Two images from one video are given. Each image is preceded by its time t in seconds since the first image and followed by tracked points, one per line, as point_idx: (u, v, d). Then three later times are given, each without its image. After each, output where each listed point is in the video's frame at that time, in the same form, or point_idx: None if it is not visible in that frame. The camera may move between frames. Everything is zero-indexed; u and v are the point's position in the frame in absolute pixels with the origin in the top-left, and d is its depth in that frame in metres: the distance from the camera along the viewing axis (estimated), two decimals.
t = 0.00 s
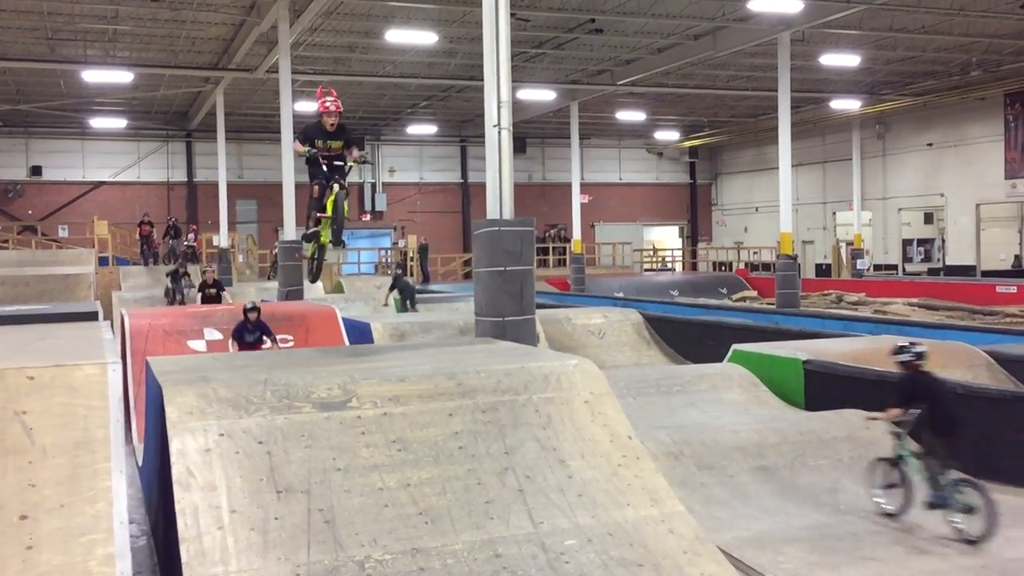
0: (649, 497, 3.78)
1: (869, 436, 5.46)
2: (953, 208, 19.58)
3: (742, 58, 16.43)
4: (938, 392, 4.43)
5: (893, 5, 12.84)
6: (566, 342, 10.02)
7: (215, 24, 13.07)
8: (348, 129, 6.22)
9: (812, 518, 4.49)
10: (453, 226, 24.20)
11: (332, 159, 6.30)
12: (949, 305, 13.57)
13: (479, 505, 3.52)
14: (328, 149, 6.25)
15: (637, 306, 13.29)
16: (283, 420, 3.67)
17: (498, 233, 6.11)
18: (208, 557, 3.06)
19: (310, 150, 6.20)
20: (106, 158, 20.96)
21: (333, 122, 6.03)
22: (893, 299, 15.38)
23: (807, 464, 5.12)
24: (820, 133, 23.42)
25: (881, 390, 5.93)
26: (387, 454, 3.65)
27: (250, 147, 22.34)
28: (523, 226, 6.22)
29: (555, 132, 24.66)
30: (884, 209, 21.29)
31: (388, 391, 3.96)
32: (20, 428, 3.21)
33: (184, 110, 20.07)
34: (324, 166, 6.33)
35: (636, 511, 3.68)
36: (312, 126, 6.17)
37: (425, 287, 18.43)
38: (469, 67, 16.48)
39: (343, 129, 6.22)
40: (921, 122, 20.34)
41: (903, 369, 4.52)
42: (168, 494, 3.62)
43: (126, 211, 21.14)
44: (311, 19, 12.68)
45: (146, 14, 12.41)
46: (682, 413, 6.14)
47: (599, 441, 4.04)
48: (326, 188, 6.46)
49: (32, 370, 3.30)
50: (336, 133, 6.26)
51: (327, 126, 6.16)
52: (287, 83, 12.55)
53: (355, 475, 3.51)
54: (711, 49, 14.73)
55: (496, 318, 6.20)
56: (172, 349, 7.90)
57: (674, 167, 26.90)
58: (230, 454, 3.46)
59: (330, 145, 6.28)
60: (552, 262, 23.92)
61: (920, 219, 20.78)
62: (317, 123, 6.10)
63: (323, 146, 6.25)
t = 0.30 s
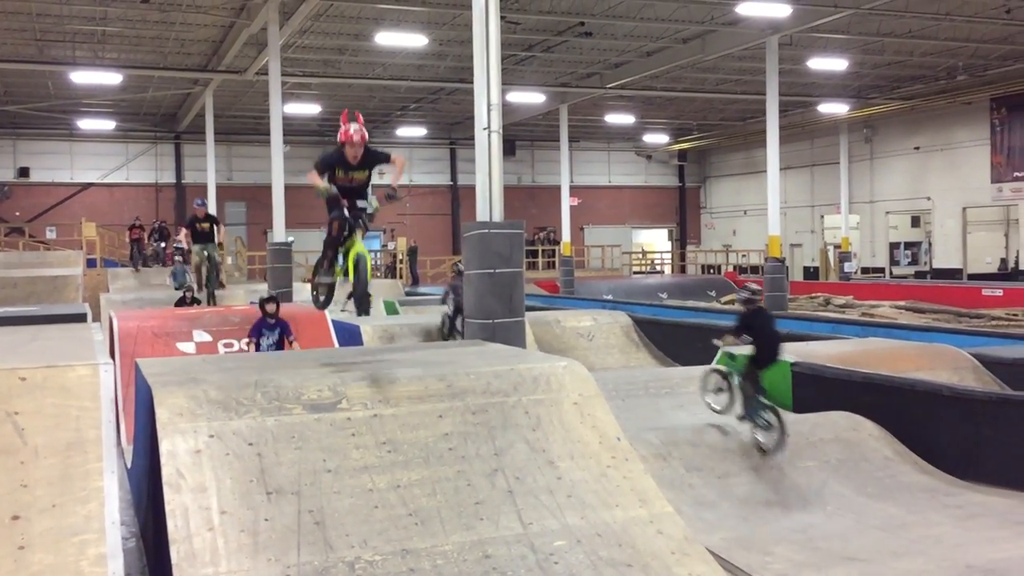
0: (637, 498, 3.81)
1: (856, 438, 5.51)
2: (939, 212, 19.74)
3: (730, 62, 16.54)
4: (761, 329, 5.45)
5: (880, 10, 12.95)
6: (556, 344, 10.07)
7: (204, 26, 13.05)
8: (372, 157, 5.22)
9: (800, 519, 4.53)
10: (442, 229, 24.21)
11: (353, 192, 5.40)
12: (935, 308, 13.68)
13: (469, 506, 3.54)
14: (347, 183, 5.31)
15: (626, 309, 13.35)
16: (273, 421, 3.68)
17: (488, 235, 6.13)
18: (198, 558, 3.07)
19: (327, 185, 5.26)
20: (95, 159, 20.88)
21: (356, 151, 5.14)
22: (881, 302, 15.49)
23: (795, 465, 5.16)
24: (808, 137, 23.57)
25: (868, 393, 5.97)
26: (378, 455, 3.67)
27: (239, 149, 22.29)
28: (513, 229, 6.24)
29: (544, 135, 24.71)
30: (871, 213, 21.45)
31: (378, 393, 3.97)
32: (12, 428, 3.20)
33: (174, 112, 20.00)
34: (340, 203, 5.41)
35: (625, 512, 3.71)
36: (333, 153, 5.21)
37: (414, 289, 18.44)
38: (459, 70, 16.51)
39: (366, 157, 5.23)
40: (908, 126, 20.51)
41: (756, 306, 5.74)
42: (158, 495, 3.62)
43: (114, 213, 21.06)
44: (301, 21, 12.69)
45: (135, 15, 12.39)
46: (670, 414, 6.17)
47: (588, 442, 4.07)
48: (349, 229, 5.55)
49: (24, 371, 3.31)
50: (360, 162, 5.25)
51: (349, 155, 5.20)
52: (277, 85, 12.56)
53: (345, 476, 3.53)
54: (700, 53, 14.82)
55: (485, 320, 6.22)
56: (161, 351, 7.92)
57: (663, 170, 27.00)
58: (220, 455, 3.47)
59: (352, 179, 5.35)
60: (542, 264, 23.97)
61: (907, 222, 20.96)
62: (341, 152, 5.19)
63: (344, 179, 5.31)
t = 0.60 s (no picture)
0: (626, 489, 3.83)
1: (842, 430, 5.56)
2: (925, 206, 19.88)
3: (718, 56, 16.58)
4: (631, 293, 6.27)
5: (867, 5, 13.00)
6: (544, 337, 10.10)
7: (190, 18, 12.96)
8: (423, 352, 3.38)
9: (787, 510, 4.57)
10: (430, 222, 24.19)
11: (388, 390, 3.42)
12: (921, 301, 13.78)
13: (459, 498, 3.55)
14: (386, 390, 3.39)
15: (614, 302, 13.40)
16: (262, 413, 3.68)
17: (477, 228, 6.14)
18: (187, 549, 3.06)
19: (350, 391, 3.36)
20: (80, 152, 20.72)
21: (397, 339, 3.31)
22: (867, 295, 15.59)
23: (782, 457, 5.21)
24: (794, 131, 23.67)
25: (855, 384, 6.03)
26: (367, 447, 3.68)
27: (226, 142, 22.18)
28: (502, 222, 6.24)
29: (533, 129, 24.70)
30: (857, 207, 21.58)
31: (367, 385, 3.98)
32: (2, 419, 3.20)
33: (160, 105, 19.87)
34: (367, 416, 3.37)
35: (614, 503, 3.72)
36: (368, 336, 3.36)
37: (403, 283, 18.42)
38: (447, 63, 16.47)
39: (414, 349, 3.40)
40: (894, 120, 20.62)
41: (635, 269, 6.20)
42: (146, 488, 3.61)
43: (100, 206, 20.92)
44: (289, 14, 12.64)
45: (120, 7, 12.29)
46: (658, 407, 6.20)
47: (577, 433, 4.09)
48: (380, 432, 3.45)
49: (13, 362, 3.34)
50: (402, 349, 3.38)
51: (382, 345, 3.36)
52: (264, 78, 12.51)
53: (335, 469, 3.53)
54: (688, 47, 14.85)
55: (475, 313, 6.22)
56: (148, 344, 7.88)
57: (651, 164, 27.05)
58: (209, 447, 3.47)
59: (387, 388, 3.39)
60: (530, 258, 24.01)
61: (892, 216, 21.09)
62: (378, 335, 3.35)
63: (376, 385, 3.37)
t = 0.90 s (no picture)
0: (624, 482, 3.85)
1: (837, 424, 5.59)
2: (918, 200, 19.93)
3: (712, 50, 16.58)
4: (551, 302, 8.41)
5: None
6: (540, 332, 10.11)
7: (184, 11, 12.89)
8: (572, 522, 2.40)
9: (782, 503, 4.60)
10: (424, 216, 24.16)
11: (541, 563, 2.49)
12: (915, 296, 13.82)
13: (457, 491, 3.56)
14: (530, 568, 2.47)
15: (609, 296, 13.40)
16: (261, 406, 3.69)
17: (474, 221, 6.15)
18: (187, 542, 3.07)
19: None
20: (73, 145, 20.62)
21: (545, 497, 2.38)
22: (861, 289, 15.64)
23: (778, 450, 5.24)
24: (789, 126, 23.70)
25: (850, 378, 6.06)
26: (365, 441, 3.69)
27: (220, 135, 22.11)
28: (499, 215, 6.25)
29: (527, 123, 24.68)
30: (851, 201, 21.63)
31: (366, 378, 3.98)
32: (4, 412, 3.19)
33: (153, 98, 19.79)
34: None
35: (612, 496, 3.74)
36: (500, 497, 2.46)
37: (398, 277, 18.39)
38: (442, 57, 16.43)
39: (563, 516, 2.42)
40: (888, 115, 20.66)
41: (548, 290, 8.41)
42: (146, 481, 3.62)
43: (93, 200, 20.85)
44: (283, 7, 12.60)
45: None
46: (654, 400, 6.22)
47: (574, 427, 4.10)
48: None
49: (14, 355, 3.31)
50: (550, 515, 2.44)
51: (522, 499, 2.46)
52: (258, 71, 12.47)
53: (334, 462, 3.54)
54: (682, 41, 14.84)
55: (471, 306, 6.24)
56: (144, 338, 7.90)
57: (646, 158, 27.06)
58: (208, 441, 3.48)
59: (533, 561, 2.48)
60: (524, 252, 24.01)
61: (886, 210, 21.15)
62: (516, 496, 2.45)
63: (519, 561, 2.45)
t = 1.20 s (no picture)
0: (627, 480, 3.87)
1: (838, 422, 5.60)
2: (919, 199, 19.94)
3: (714, 49, 16.58)
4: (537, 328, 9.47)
5: None
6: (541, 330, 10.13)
7: (186, 9, 12.92)
8: None
9: (784, 501, 4.62)
10: (425, 214, 24.17)
11: None
12: (915, 295, 13.83)
13: (461, 488, 3.58)
14: None
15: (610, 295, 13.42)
16: (266, 404, 3.71)
17: (477, 220, 6.17)
18: (194, 539, 3.09)
19: None
20: (75, 143, 20.65)
21: None
22: (861, 288, 15.66)
23: (780, 448, 5.25)
24: (790, 124, 23.71)
25: (851, 376, 6.08)
26: (370, 438, 3.71)
27: (221, 133, 22.13)
28: (502, 214, 6.26)
29: (528, 121, 24.68)
30: (852, 200, 21.64)
31: (371, 376, 4.01)
32: (16, 409, 3.22)
33: (155, 96, 19.81)
34: None
35: (615, 494, 3.76)
36: None
37: (398, 275, 18.40)
38: (443, 55, 16.44)
39: None
40: (888, 114, 20.67)
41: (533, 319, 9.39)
42: (152, 478, 3.64)
43: (95, 198, 20.88)
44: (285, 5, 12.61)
45: None
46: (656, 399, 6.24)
47: (578, 425, 4.12)
48: None
49: (27, 354, 3.36)
50: None
51: None
52: (261, 69, 12.49)
53: (339, 459, 3.56)
54: (684, 40, 14.84)
55: (474, 305, 6.25)
56: (146, 336, 7.94)
57: (646, 157, 27.07)
58: (214, 438, 3.50)
59: None
60: (525, 250, 24.03)
61: (886, 209, 21.16)
62: None
63: None
